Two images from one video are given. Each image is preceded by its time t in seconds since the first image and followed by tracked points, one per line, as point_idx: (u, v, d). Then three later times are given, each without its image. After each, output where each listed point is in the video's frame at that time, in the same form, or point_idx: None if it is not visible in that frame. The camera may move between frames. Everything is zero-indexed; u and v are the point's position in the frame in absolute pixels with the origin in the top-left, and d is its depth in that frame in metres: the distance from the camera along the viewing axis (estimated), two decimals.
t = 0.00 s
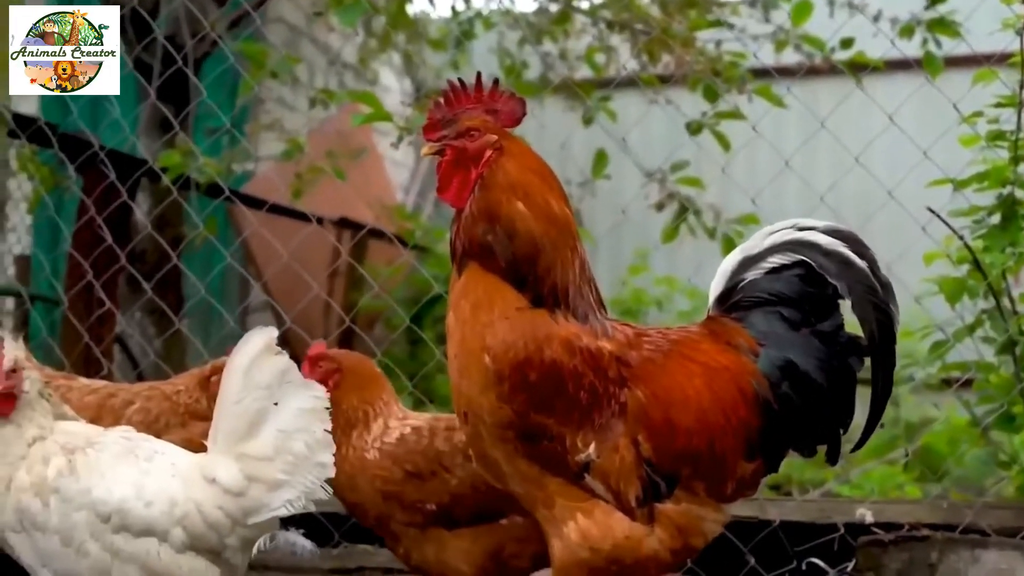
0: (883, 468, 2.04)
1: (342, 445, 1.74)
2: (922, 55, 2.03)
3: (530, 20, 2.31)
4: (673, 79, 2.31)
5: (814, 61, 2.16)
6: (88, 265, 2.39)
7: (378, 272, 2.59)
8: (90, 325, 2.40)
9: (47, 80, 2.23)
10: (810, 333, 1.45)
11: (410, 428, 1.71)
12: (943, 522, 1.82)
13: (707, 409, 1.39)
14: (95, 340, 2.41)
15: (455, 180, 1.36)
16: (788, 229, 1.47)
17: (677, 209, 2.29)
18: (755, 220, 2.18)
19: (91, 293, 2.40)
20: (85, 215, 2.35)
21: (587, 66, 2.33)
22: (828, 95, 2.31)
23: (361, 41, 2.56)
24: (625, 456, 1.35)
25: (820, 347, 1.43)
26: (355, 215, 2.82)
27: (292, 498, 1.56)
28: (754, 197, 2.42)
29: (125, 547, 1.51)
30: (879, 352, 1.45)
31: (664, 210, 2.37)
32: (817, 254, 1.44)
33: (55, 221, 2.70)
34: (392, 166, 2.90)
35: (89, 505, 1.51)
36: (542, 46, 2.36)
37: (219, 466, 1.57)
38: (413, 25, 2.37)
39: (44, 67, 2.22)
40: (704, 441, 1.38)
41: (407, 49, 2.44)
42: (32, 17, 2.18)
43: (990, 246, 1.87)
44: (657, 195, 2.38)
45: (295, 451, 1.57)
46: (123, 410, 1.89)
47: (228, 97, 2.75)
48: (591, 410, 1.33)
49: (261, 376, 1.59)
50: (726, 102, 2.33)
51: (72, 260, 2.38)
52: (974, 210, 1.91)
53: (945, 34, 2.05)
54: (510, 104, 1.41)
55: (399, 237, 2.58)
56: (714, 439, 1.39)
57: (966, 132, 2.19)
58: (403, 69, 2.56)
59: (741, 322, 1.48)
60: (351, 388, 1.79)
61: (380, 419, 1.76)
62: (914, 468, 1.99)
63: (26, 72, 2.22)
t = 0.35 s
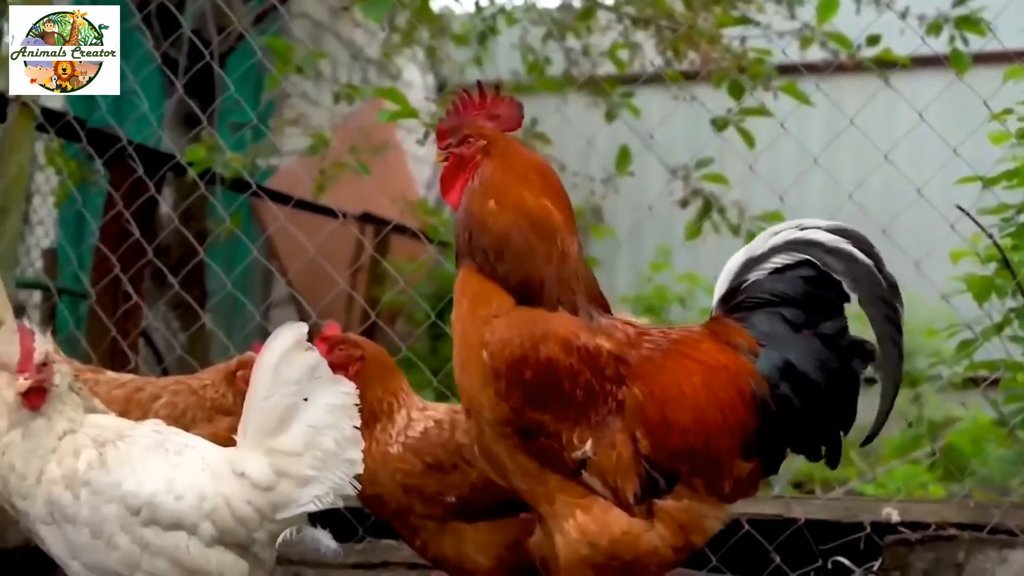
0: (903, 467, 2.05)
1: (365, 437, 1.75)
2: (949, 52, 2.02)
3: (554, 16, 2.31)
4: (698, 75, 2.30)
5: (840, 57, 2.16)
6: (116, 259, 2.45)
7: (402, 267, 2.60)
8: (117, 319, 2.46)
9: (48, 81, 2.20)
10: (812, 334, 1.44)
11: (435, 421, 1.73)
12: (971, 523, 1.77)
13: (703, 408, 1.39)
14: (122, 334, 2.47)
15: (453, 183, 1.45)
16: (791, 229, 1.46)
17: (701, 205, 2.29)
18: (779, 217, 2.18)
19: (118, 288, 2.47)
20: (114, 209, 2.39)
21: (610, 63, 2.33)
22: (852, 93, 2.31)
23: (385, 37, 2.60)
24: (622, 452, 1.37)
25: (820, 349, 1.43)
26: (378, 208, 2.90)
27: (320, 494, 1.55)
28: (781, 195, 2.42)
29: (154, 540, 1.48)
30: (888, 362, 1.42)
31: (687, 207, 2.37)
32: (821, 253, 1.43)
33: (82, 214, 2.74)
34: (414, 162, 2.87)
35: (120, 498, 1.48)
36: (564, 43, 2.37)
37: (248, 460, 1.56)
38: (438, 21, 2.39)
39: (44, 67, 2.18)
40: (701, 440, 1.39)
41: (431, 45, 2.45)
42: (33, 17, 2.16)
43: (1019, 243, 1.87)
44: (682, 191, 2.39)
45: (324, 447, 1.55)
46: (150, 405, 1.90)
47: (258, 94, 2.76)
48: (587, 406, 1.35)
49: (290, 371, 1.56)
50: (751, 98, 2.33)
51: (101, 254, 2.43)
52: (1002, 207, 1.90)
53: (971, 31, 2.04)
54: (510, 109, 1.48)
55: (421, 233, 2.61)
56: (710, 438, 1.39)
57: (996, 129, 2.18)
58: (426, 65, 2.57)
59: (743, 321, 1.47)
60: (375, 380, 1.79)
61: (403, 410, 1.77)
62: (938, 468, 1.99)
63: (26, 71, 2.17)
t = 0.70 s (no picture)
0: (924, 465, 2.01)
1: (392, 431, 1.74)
2: (973, 48, 1.98)
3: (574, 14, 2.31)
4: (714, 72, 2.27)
5: (863, 53, 2.09)
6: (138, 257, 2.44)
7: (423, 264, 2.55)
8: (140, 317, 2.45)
9: (47, 80, 2.10)
10: (777, 327, 1.46)
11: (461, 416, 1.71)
12: (995, 521, 1.72)
13: (660, 394, 1.39)
14: (145, 332, 2.45)
15: (402, 185, 1.48)
16: (765, 228, 1.49)
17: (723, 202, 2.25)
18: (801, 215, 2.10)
19: (140, 286, 2.44)
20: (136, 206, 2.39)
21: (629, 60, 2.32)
22: (875, 91, 2.27)
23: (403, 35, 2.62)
24: (579, 433, 1.37)
25: (783, 341, 1.44)
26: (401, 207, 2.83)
27: (347, 491, 1.45)
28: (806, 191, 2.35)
29: (182, 537, 1.41)
30: (842, 359, 1.41)
31: (708, 204, 2.34)
32: (790, 253, 1.45)
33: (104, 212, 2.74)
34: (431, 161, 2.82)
35: (147, 496, 1.41)
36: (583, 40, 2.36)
37: (274, 457, 1.46)
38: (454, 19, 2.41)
39: (43, 67, 2.11)
40: (656, 425, 1.39)
41: (450, 43, 2.46)
42: (32, 17, 2.13)
43: None
44: (703, 188, 2.34)
45: (350, 443, 1.45)
46: (173, 402, 1.90)
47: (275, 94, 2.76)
48: (547, 388, 1.37)
49: (316, 368, 1.47)
50: (773, 96, 2.29)
51: (123, 252, 2.43)
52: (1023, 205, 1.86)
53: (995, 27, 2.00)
54: (465, 115, 1.57)
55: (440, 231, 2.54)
56: (664, 424, 1.39)
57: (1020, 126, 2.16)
58: (444, 64, 2.56)
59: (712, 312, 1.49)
60: (402, 373, 1.79)
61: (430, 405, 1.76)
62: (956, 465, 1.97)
63: (25, 71, 2.09)
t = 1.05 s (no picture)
0: (953, 464, 1.97)
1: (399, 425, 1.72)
2: (1001, 43, 1.94)
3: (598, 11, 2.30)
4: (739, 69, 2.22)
5: (889, 50, 2.05)
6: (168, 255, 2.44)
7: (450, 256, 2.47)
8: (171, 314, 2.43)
9: (47, 80, 2.10)
10: (761, 318, 1.35)
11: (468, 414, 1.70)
12: None
13: (636, 390, 1.35)
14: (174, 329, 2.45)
15: (436, 183, 1.51)
16: (750, 213, 1.40)
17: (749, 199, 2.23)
18: (826, 210, 2.07)
19: (168, 282, 2.43)
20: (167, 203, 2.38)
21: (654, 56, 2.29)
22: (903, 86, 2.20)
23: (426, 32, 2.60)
24: (558, 430, 1.35)
25: (764, 331, 1.34)
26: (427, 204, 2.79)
27: (385, 495, 1.39)
28: (837, 187, 2.28)
29: (216, 537, 1.36)
30: (826, 348, 1.32)
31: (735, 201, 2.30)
32: (771, 236, 1.35)
33: (133, 209, 2.73)
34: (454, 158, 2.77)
35: (182, 494, 1.37)
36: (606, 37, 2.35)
37: (311, 458, 1.40)
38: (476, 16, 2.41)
39: (43, 67, 2.10)
40: (633, 422, 1.35)
41: (473, 40, 2.45)
42: (32, 17, 2.12)
43: None
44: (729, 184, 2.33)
45: (389, 448, 1.39)
46: (205, 399, 1.73)
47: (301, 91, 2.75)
48: (527, 387, 1.35)
49: (356, 371, 1.42)
50: (800, 92, 2.24)
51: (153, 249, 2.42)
52: None
53: None
54: (494, 112, 1.58)
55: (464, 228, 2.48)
56: (640, 419, 1.35)
57: None
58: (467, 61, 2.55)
59: (697, 305, 1.40)
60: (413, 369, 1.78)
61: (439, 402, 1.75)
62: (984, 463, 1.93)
63: (25, 72, 2.09)
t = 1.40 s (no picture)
0: (981, 465, 1.96)
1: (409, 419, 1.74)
2: None
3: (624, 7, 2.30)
4: (767, 66, 2.20)
5: (917, 47, 2.03)
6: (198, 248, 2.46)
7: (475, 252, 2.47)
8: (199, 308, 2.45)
9: (48, 81, 2.11)
10: (734, 332, 1.33)
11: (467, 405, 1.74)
12: None
13: (606, 399, 1.36)
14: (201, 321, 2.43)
15: (404, 189, 1.61)
16: (725, 224, 1.35)
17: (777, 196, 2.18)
18: (853, 209, 2.06)
19: (198, 277, 2.46)
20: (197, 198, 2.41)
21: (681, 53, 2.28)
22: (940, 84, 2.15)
23: (452, 28, 2.61)
24: (531, 436, 1.37)
25: (735, 346, 1.31)
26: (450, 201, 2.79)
27: (412, 476, 1.36)
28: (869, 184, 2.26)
29: (248, 529, 1.35)
30: (795, 360, 1.28)
31: (762, 199, 2.28)
32: (744, 250, 1.31)
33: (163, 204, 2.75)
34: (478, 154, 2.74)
35: (211, 489, 1.36)
36: (632, 33, 2.34)
37: (335, 446, 1.39)
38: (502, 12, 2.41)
39: (44, 67, 2.11)
40: (603, 430, 1.35)
41: (499, 36, 2.45)
42: (32, 17, 2.12)
43: None
44: (756, 182, 2.28)
45: (411, 428, 1.36)
46: (232, 391, 1.73)
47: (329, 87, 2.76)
48: (503, 391, 1.38)
49: (373, 356, 1.38)
50: (831, 88, 2.21)
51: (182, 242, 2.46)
52: None
53: None
54: (454, 115, 1.65)
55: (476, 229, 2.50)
56: (609, 428, 1.35)
57: None
58: (493, 58, 2.55)
59: (670, 315, 1.38)
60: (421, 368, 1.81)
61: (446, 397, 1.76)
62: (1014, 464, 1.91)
63: (26, 72, 2.11)
